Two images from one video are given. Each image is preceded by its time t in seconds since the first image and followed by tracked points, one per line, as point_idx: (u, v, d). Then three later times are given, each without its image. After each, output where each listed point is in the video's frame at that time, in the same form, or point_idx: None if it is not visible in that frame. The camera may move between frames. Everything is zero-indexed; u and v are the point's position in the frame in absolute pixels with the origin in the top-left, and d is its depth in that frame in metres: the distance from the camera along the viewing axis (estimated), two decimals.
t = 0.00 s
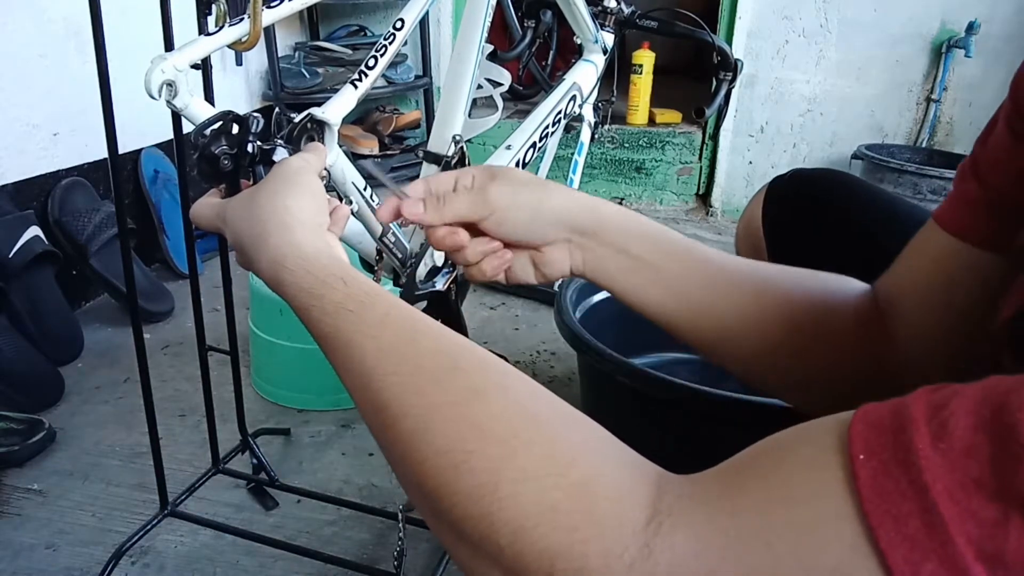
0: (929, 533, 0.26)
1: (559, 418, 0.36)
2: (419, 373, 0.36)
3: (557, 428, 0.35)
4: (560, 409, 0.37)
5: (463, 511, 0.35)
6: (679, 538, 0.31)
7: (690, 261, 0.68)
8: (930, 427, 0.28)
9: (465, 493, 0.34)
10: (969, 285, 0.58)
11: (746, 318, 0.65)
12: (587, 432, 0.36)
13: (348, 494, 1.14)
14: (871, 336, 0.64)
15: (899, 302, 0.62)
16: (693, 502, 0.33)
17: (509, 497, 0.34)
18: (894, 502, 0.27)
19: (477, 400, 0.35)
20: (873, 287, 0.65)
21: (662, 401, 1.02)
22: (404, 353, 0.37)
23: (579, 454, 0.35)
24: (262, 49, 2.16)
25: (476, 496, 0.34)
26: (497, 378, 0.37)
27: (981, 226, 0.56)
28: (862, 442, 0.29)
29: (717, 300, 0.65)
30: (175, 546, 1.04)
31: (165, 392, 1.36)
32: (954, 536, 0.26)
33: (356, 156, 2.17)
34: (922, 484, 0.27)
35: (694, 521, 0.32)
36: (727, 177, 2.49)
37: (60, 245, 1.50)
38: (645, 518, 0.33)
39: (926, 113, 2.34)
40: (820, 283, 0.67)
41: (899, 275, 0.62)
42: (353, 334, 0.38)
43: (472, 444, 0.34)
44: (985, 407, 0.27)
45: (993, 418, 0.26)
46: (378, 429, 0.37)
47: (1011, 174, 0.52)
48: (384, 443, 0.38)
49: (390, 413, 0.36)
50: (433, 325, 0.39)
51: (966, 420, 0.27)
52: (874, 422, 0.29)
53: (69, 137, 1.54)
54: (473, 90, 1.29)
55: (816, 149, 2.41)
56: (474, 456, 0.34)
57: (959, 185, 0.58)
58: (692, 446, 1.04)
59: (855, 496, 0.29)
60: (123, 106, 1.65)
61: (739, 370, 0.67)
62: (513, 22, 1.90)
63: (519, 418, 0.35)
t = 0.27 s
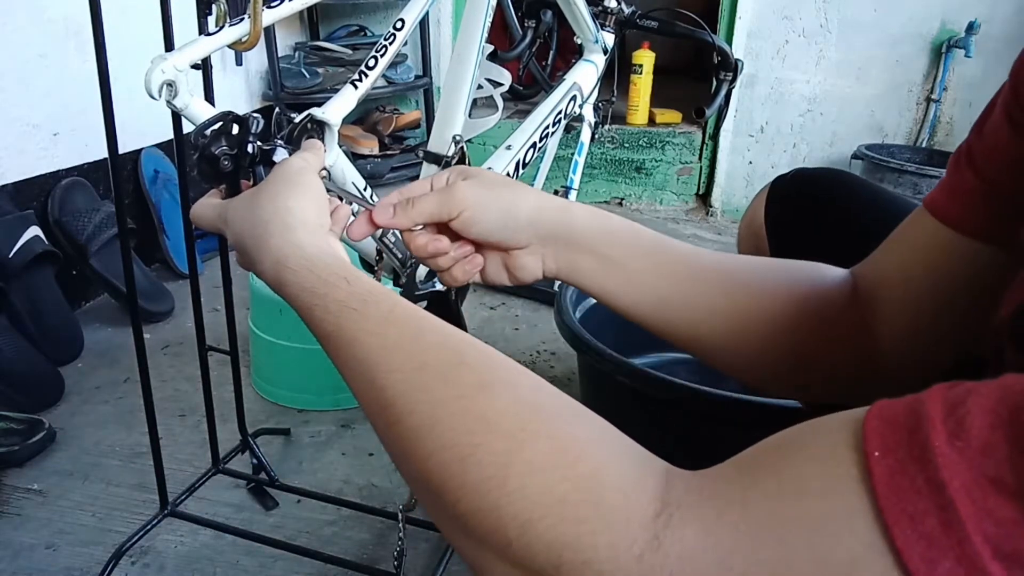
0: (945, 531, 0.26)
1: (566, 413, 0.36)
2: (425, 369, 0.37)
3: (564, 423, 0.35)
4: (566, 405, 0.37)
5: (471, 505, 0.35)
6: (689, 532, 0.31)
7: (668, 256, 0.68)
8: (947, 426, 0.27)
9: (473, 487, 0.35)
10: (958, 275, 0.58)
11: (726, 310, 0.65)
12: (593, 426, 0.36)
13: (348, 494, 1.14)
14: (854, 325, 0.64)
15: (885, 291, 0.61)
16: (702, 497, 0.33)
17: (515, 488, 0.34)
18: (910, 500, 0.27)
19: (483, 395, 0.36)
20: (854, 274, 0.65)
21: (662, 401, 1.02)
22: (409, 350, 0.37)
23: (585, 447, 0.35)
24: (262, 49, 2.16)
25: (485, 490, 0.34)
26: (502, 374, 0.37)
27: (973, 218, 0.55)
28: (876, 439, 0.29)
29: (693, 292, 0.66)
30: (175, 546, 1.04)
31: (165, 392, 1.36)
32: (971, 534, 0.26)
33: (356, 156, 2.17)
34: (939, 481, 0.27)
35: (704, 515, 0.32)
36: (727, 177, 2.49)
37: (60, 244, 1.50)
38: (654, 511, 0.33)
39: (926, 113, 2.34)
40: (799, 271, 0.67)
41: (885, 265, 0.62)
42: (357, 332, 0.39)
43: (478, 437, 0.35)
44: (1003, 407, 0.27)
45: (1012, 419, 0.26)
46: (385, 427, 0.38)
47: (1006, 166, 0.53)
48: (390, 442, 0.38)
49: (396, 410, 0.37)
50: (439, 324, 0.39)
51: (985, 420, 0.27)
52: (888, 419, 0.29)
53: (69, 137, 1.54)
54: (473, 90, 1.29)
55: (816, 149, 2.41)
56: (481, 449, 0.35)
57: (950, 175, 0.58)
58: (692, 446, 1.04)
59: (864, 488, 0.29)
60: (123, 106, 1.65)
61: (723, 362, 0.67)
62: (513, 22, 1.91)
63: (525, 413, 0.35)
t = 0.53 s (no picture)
0: (949, 527, 0.26)
1: (569, 410, 0.36)
2: (427, 366, 0.37)
3: (567, 419, 0.35)
4: (570, 402, 0.36)
5: (475, 503, 0.35)
6: (693, 529, 0.31)
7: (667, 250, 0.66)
8: (951, 424, 0.28)
9: (477, 484, 0.35)
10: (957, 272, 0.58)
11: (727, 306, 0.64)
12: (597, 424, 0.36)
13: (348, 494, 1.14)
14: (852, 322, 0.63)
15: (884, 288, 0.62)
16: (706, 495, 0.33)
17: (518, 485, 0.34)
18: (914, 497, 0.27)
19: (486, 393, 0.36)
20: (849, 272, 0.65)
21: (662, 401, 1.02)
22: (410, 348, 0.37)
23: (590, 443, 0.34)
24: (262, 49, 2.16)
25: (488, 488, 0.34)
26: (505, 371, 0.37)
27: (971, 216, 0.56)
28: (879, 437, 0.29)
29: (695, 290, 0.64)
30: (175, 546, 1.04)
31: (165, 392, 1.36)
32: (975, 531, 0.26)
33: (356, 156, 2.17)
34: (943, 478, 0.27)
35: (709, 513, 0.32)
36: (727, 177, 2.49)
37: (60, 244, 1.50)
38: (657, 509, 0.33)
39: (926, 113, 2.34)
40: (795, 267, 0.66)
41: (881, 262, 0.62)
42: (359, 331, 0.39)
43: (481, 434, 0.35)
44: (1007, 406, 0.27)
45: (1016, 417, 0.27)
46: (389, 427, 0.38)
47: (1003, 165, 0.54)
48: (394, 440, 0.38)
49: (399, 409, 0.37)
50: (441, 322, 0.39)
51: (989, 419, 0.27)
52: (892, 418, 0.29)
53: (69, 137, 1.54)
54: (473, 90, 1.29)
55: (817, 149, 2.41)
56: (484, 446, 0.34)
57: (946, 174, 0.59)
58: (692, 446, 1.04)
59: (871, 484, 0.29)
60: (123, 106, 1.65)
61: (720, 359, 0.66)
62: (513, 22, 1.90)
63: (528, 410, 0.35)
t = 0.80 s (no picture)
0: (936, 529, 0.26)
1: (565, 409, 0.36)
2: (427, 362, 0.37)
3: (563, 418, 0.35)
4: (565, 400, 0.36)
5: (471, 499, 0.35)
6: (686, 526, 0.31)
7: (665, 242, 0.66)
8: (940, 425, 0.27)
9: (473, 481, 0.35)
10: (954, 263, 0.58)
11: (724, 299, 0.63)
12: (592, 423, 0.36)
13: (348, 494, 1.14)
14: (848, 314, 0.63)
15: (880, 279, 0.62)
16: (699, 493, 0.33)
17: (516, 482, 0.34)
18: (901, 498, 0.27)
19: (484, 390, 0.36)
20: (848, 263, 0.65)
21: (661, 401, 1.02)
22: (410, 344, 0.37)
23: (586, 442, 0.35)
24: (262, 50, 2.16)
25: (484, 485, 0.34)
26: (503, 369, 0.37)
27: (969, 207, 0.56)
28: (869, 438, 0.29)
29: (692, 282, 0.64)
30: (175, 546, 1.04)
31: (165, 392, 1.36)
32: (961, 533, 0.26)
33: (356, 156, 2.17)
34: (931, 479, 0.27)
35: (701, 510, 0.32)
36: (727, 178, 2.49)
37: (60, 245, 1.50)
38: (650, 507, 0.33)
39: (926, 113, 2.34)
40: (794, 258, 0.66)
41: (880, 252, 0.63)
42: (358, 328, 0.38)
43: (480, 431, 0.35)
44: (997, 407, 0.27)
45: (1006, 419, 0.26)
46: (385, 423, 0.38)
47: (1009, 153, 0.53)
48: (390, 437, 0.38)
49: (397, 405, 0.37)
50: (440, 318, 0.39)
51: (979, 420, 0.27)
52: (882, 418, 0.29)
53: (68, 137, 1.54)
54: (472, 89, 1.29)
55: (817, 149, 2.41)
56: (483, 442, 0.35)
57: (949, 163, 0.58)
58: (691, 445, 1.04)
59: (860, 482, 0.29)
60: (123, 106, 1.65)
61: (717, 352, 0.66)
62: (513, 22, 1.90)
63: (526, 408, 0.35)
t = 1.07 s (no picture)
0: (929, 546, 0.26)
1: (563, 416, 0.35)
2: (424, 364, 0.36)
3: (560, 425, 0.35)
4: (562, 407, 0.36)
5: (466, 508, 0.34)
6: (677, 539, 0.31)
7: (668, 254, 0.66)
8: (935, 440, 0.27)
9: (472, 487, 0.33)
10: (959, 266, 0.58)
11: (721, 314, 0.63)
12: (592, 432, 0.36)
13: (348, 494, 1.14)
14: (857, 319, 0.62)
15: (885, 283, 0.61)
16: (693, 506, 0.32)
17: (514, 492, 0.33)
18: (893, 513, 0.27)
19: (480, 396, 0.35)
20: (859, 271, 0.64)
21: (661, 400, 1.02)
22: (405, 346, 0.36)
23: (581, 451, 0.34)
24: (262, 50, 2.16)
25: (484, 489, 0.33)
26: (500, 372, 0.36)
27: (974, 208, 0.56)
28: (863, 451, 0.29)
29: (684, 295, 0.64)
30: (175, 546, 1.04)
31: (165, 392, 1.36)
32: (956, 551, 0.25)
33: (356, 156, 2.17)
34: (923, 496, 0.26)
35: (695, 525, 0.31)
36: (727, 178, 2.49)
37: (60, 245, 1.50)
38: (642, 519, 0.33)
39: (926, 113, 2.34)
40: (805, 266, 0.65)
41: (887, 254, 0.62)
42: (350, 335, 0.37)
43: (476, 440, 0.34)
44: (989, 421, 0.27)
45: (998, 434, 0.26)
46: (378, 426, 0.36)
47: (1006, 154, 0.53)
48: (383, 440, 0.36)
49: (393, 407, 0.35)
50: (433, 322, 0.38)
51: (972, 433, 0.27)
52: (876, 431, 0.29)
53: (68, 137, 1.54)
54: (472, 89, 1.29)
55: (816, 149, 2.41)
56: (478, 452, 0.34)
57: (955, 164, 0.58)
58: (691, 445, 1.04)
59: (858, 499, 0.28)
60: (122, 106, 1.65)
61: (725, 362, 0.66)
62: (512, 22, 1.90)
63: (524, 413, 0.34)
